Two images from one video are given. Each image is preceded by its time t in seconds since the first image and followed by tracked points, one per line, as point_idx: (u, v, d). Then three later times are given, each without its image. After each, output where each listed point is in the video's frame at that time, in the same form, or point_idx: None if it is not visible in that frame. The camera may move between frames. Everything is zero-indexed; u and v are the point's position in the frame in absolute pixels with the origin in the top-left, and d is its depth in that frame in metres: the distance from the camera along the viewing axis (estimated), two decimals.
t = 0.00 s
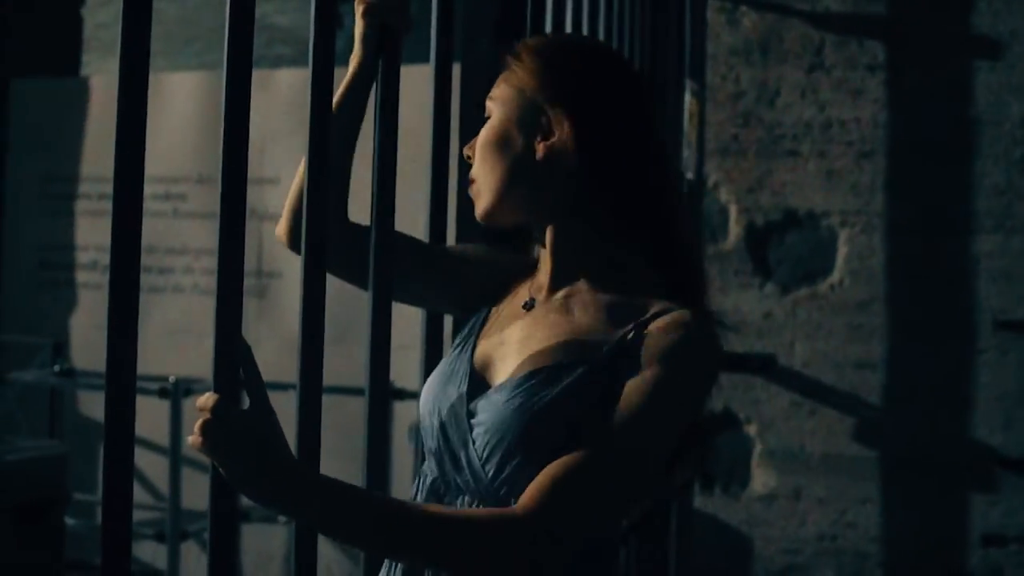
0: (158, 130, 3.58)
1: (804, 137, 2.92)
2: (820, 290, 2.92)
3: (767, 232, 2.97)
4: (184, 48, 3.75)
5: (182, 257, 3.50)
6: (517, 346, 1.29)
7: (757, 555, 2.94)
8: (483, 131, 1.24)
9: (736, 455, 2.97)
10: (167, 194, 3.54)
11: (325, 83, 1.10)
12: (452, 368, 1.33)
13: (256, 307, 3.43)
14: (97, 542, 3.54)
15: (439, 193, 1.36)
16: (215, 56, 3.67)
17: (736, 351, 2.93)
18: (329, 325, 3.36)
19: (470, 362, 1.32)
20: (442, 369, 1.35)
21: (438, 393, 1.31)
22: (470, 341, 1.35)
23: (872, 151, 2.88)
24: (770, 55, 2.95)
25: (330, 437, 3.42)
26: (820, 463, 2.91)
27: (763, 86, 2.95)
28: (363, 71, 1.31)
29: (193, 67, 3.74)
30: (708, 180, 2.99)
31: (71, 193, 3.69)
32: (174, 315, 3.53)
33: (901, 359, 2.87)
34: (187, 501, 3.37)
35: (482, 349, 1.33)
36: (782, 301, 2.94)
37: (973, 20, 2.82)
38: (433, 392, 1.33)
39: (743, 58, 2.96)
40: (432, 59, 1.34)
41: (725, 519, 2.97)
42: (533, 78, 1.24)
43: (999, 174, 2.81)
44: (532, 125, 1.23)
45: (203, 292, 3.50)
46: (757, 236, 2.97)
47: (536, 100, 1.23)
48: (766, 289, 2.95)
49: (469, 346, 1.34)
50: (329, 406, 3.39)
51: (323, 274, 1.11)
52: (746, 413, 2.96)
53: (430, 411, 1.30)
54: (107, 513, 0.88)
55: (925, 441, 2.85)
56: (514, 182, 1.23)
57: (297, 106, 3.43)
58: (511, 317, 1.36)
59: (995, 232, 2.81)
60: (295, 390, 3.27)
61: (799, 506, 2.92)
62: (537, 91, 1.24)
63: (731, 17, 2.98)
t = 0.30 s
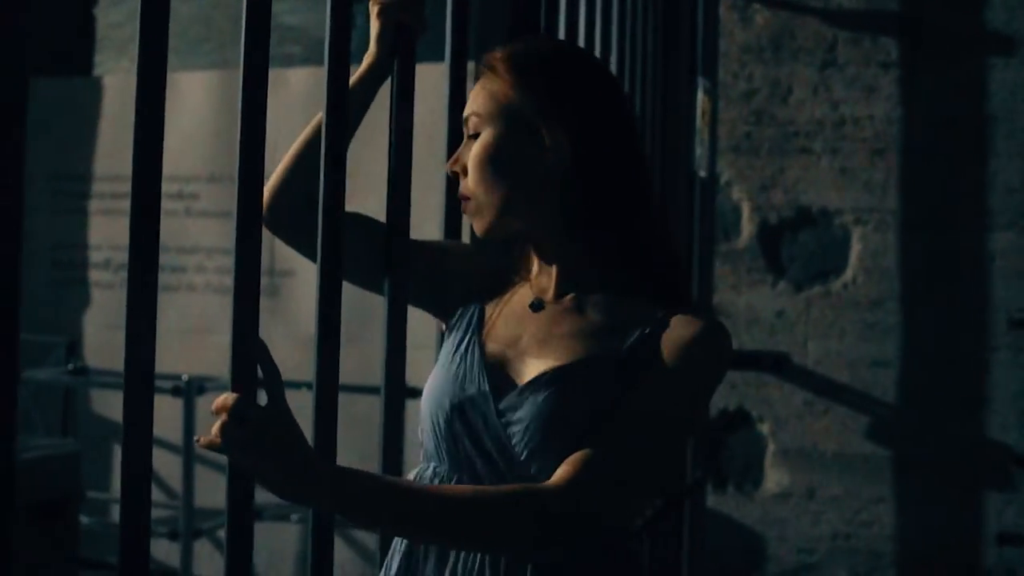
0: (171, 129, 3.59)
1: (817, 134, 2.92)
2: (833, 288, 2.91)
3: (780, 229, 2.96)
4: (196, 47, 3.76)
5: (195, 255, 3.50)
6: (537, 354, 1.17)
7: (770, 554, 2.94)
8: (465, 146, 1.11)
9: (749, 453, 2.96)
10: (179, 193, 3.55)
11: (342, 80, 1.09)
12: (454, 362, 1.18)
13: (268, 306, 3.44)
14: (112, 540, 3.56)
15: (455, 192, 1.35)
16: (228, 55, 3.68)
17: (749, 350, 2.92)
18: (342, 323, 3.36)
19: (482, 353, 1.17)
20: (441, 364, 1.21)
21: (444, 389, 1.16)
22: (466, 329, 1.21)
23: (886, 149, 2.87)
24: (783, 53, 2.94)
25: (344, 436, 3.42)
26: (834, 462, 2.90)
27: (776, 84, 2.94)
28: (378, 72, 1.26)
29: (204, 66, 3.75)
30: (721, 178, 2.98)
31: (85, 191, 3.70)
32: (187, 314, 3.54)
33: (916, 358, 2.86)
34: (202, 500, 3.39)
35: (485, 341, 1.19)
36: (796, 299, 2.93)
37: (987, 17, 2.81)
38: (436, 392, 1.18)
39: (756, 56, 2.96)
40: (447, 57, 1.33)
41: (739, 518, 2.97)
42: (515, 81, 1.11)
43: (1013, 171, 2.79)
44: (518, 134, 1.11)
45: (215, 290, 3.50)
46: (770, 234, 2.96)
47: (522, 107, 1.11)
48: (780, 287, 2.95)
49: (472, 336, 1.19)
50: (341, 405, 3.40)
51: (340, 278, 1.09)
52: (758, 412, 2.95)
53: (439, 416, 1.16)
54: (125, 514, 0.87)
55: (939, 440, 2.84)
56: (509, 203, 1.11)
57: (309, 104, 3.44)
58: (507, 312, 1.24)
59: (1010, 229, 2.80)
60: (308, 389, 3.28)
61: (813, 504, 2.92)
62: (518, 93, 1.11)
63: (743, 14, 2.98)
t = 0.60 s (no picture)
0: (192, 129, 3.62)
1: (833, 132, 2.91)
2: (850, 287, 2.90)
3: (796, 228, 2.95)
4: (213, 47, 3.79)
5: (209, 254, 3.51)
6: (569, 359, 1.18)
7: (786, 554, 2.94)
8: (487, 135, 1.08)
9: (765, 452, 2.96)
10: (195, 192, 3.56)
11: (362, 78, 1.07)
12: (477, 360, 1.18)
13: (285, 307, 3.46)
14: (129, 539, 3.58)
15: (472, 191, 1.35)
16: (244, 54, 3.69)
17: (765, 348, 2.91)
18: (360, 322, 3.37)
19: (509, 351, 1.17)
20: (462, 362, 1.21)
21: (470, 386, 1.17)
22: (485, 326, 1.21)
23: (903, 147, 2.86)
24: (800, 51, 2.93)
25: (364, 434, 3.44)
26: (850, 461, 2.89)
27: (792, 83, 2.93)
28: (396, 69, 1.26)
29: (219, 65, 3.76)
30: (737, 176, 2.98)
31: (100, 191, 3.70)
32: (203, 313, 3.56)
33: (932, 357, 2.84)
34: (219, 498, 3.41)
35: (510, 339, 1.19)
36: (813, 297, 2.92)
37: (1004, 14, 2.79)
38: (459, 389, 1.18)
39: (772, 55, 2.95)
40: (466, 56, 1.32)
41: (755, 517, 2.96)
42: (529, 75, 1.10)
43: None
44: (539, 127, 1.09)
45: (229, 289, 3.51)
46: (786, 232, 2.95)
47: (542, 101, 1.10)
48: (796, 285, 2.94)
49: (495, 332, 1.19)
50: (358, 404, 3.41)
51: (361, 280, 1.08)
52: (774, 411, 2.95)
53: (462, 412, 1.16)
54: (148, 513, 0.86)
55: (957, 440, 2.83)
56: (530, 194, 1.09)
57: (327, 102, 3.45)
58: (530, 312, 1.23)
59: None
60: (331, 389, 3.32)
61: (830, 503, 2.91)
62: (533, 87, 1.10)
63: (759, 12, 2.97)
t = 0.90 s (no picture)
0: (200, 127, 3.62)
1: (842, 131, 2.91)
2: (858, 286, 2.90)
3: (804, 226, 2.95)
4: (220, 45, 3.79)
5: (217, 253, 3.51)
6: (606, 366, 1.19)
7: (794, 552, 2.94)
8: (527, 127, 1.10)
9: (773, 451, 2.96)
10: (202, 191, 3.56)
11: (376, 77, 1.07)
12: (514, 363, 1.18)
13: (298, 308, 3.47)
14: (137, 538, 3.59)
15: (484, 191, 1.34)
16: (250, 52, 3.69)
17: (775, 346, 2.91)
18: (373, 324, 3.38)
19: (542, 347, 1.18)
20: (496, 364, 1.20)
21: (509, 389, 1.16)
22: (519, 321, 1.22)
23: (911, 145, 2.86)
24: (808, 50, 2.93)
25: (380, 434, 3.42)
26: (858, 460, 2.89)
27: (801, 81, 2.93)
28: (410, 72, 1.27)
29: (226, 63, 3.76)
30: (745, 174, 2.98)
31: (107, 190, 3.71)
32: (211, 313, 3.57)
33: (940, 355, 2.84)
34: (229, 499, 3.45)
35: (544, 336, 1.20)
36: (821, 296, 2.92)
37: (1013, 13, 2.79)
38: (495, 392, 1.17)
39: (781, 53, 2.95)
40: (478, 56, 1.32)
41: (764, 516, 2.96)
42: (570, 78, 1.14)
43: None
44: (580, 127, 1.11)
45: (236, 288, 3.51)
46: (794, 231, 2.95)
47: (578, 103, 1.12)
48: (805, 283, 2.93)
49: (530, 328, 1.20)
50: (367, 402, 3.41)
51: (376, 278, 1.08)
52: (782, 409, 2.94)
53: (498, 414, 1.15)
54: (164, 519, 0.84)
55: (965, 438, 2.83)
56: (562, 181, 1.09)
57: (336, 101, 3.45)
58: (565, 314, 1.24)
59: None
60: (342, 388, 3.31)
61: (838, 501, 2.91)
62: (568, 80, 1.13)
63: (767, 10, 2.97)
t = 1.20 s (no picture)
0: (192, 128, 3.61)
1: (830, 132, 2.92)
2: (846, 286, 2.91)
3: (792, 227, 2.96)
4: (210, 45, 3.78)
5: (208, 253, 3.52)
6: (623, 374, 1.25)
7: (783, 551, 2.96)
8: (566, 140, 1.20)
9: (763, 450, 2.97)
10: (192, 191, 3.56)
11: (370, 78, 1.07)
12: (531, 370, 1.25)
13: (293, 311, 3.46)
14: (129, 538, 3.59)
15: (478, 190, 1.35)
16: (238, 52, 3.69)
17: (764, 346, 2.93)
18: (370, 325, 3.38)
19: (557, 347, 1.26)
20: (511, 372, 1.27)
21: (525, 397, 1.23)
22: (537, 319, 1.30)
23: (899, 146, 2.88)
24: (797, 51, 2.94)
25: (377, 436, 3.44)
26: (846, 459, 2.91)
27: (790, 82, 2.94)
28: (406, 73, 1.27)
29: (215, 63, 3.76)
30: (734, 175, 2.99)
31: (96, 189, 3.70)
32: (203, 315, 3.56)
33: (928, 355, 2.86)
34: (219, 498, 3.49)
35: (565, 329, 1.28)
36: (809, 296, 2.93)
37: (1000, 15, 2.81)
38: (512, 395, 1.24)
39: (770, 54, 2.96)
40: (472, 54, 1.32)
41: (753, 515, 2.98)
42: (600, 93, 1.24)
43: None
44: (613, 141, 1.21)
45: (226, 288, 3.51)
46: (783, 231, 2.97)
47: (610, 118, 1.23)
48: (794, 283, 2.95)
49: (549, 325, 1.28)
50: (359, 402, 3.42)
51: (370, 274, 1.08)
52: (772, 409, 2.95)
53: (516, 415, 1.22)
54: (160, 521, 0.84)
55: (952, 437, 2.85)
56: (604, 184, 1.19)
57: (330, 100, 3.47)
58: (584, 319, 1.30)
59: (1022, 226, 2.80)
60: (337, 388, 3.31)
61: (827, 501, 2.92)
62: (598, 94, 1.24)
63: (757, 11, 2.97)
